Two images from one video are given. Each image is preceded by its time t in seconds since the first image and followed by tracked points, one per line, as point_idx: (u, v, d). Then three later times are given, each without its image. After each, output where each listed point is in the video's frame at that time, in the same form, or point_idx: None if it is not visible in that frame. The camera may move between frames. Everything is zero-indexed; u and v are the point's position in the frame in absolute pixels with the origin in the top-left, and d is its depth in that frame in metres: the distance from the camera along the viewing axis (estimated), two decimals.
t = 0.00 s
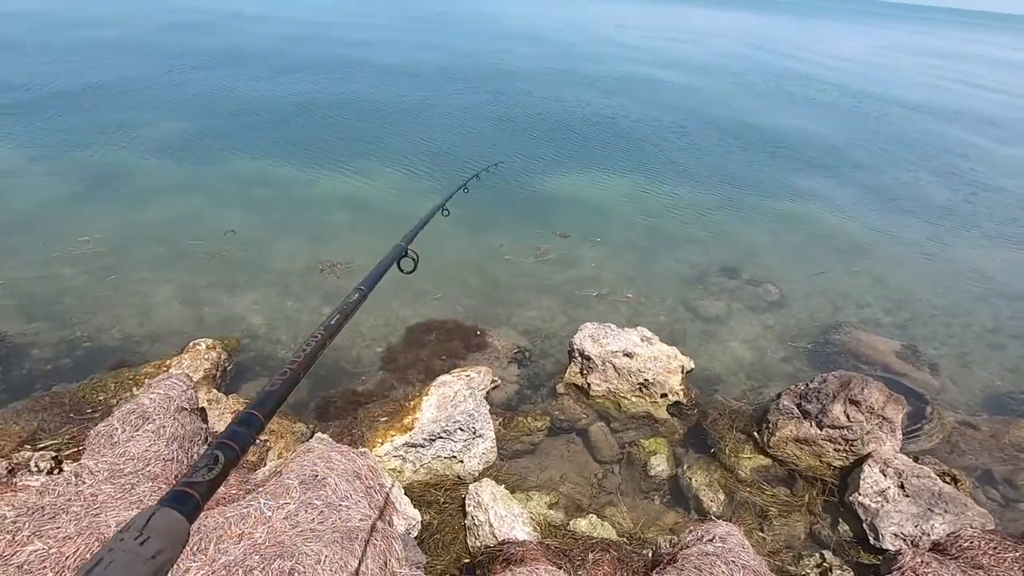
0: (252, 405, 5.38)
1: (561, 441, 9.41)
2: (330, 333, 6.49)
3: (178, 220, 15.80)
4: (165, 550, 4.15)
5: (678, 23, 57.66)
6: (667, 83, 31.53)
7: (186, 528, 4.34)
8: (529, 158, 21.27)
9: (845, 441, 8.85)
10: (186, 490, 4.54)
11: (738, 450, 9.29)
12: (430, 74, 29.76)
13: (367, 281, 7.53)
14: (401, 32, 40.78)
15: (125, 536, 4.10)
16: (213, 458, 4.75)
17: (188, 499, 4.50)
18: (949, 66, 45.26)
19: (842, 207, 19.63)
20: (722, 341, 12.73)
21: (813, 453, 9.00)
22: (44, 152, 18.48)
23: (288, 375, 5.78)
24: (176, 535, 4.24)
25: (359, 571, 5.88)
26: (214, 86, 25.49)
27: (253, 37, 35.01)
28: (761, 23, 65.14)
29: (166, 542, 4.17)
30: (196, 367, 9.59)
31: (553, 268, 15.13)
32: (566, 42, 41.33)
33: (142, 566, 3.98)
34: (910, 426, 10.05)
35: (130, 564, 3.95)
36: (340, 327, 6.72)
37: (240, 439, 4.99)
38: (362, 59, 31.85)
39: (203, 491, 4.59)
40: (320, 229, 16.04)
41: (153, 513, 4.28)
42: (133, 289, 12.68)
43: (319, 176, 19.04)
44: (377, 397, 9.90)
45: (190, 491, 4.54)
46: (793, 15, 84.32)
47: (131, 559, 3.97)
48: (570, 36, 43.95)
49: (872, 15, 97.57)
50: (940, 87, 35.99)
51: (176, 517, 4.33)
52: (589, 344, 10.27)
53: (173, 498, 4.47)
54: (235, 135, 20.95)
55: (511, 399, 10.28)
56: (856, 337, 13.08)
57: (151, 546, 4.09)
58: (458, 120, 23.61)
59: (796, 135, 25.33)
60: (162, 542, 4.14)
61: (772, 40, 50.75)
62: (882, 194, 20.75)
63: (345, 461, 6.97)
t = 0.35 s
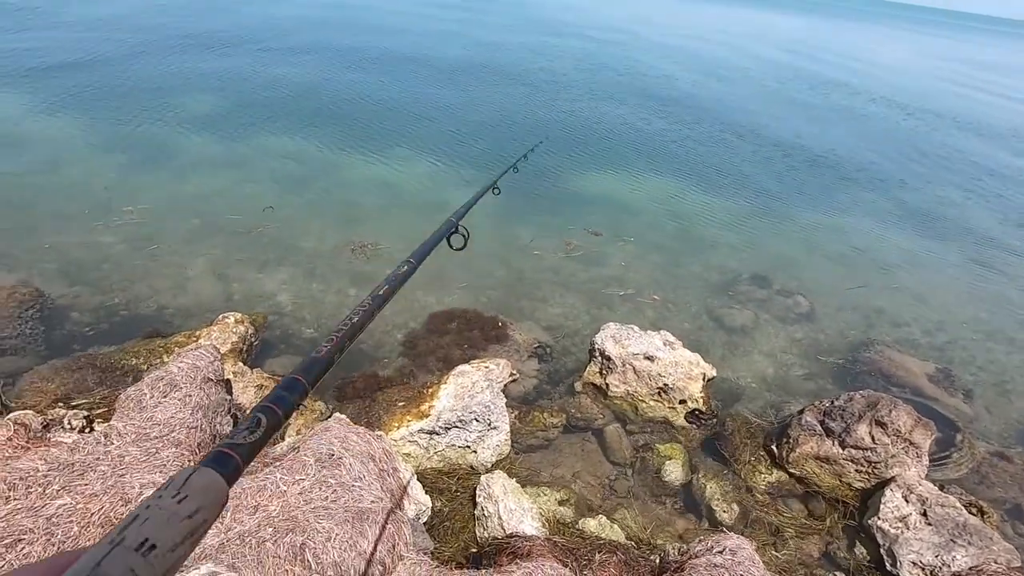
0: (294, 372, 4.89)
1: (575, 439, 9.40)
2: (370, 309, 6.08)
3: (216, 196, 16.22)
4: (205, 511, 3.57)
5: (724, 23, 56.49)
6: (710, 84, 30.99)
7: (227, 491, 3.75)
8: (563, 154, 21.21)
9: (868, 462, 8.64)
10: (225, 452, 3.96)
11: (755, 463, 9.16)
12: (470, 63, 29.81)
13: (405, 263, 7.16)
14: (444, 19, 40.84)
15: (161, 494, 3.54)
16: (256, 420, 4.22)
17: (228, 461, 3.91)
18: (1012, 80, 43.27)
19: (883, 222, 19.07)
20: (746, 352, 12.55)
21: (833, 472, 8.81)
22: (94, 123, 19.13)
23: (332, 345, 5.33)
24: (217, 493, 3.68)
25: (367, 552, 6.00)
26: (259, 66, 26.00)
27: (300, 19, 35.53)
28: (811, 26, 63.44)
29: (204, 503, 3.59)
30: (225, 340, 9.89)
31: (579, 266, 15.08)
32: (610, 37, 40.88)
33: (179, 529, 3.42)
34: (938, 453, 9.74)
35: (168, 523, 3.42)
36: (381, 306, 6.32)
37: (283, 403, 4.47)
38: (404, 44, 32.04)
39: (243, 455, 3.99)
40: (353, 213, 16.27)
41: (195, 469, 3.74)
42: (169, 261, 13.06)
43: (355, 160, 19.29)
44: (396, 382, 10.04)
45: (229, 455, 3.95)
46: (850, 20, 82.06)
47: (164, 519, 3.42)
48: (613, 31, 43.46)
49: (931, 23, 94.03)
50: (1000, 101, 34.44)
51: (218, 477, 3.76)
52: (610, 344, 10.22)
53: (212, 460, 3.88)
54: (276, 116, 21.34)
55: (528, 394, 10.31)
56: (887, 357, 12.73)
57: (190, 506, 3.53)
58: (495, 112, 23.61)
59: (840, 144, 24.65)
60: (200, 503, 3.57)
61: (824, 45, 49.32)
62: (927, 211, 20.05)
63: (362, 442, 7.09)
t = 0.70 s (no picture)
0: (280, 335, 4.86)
1: (578, 436, 9.39)
2: (355, 278, 6.08)
3: (235, 177, 16.37)
4: (187, 470, 3.40)
5: (753, 23, 55.71)
6: (734, 85, 30.66)
7: (212, 451, 3.62)
8: (581, 150, 21.11)
9: (873, 476, 8.55)
10: (210, 410, 3.84)
11: (757, 470, 9.11)
12: (493, 56, 29.73)
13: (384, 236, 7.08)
14: (471, 9, 40.80)
15: (141, 450, 3.35)
16: (239, 381, 4.14)
17: (212, 421, 3.78)
18: None
19: (904, 233, 18.76)
20: (755, 359, 12.44)
21: (837, 484, 8.72)
22: (120, 101, 19.41)
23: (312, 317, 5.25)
24: (200, 453, 3.52)
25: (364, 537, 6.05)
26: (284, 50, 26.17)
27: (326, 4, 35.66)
28: (843, 31, 62.43)
29: (185, 462, 3.41)
30: (236, 319, 10.06)
31: (591, 264, 15.04)
32: (635, 34, 40.56)
33: (160, 486, 3.25)
34: (946, 471, 9.60)
35: (149, 480, 3.23)
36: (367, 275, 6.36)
37: (267, 366, 4.40)
38: (429, 34, 32.06)
39: (228, 415, 3.88)
40: (368, 199, 16.35)
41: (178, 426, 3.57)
42: (186, 239, 13.24)
43: (373, 147, 19.37)
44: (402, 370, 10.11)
45: (214, 413, 3.83)
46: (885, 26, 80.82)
47: (144, 476, 3.23)
48: (639, 28, 43.08)
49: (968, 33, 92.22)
50: None
51: (202, 436, 3.62)
52: (618, 343, 10.19)
53: (195, 418, 3.74)
54: (297, 100, 21.48)
55: (534, 389, 10.34)
56: (899, 371, 12.55)
57: (172, 464, 3.35)
58: (516, 104, 23.56)
59: (864, 153, 24.26)
60: (181, 461, 3.39)
61: (853, 51, 48.51)
62: (950, 225, 19.68)
63: (365, 428, 7.14)
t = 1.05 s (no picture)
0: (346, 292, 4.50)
1: (584, 431, 9.43)
2: (428, 228, 5.74)
3: (249, 163, 16.47)
4: (256, 431, 2.93)
5: (771, 21, 55.20)
6: (750, 83, 30.39)
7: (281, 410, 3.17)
8: (594, 145, 21.05)
9: (880, 480, 8.53)
10: (279, 362, 3.44)
11: (763, 470, 9.11)
12: (508, 48, 29.64)
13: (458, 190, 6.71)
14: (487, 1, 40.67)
15: (207, 404, 2.86)
16: (310, 335, 3.78)
17: (283, 375, 3.35)
18: None
19: (919, 237, 18.60)
20: (764, 358, 12.40)
21: (843, 486, 8.71)
22: (138, 85, 19.56)
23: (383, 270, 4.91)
24: (268, 413, 3.06)
25: (371, 522, 6.15)
26: (300, 38, 26.21)
27: None
28: (862, 31, 61.73)
29: (253, 421, 2.95)
30: (248, 305, 10.26)
31: (602, 260, 15.03)
32: (651, 29, 40.27)
33: (227, 446, 2.76)
34: (954, 477, 9.55)
35: (218, 438, 2.74)
36: (442, 226, 6.06)
37: (337, 319, 4.12)
38: (444, 25, 32.00)
39: (300, 370, 3.47)
40: (381, 189, 16.40)
41: (248, 382, 3.11)
42: (200, 224, 13.35)
43: (387, 137, 19.41)
44: (411, 360, 10.19)
45: (285, 365, 3.43)
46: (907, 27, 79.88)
47: (212, 432, 2.73)
48: (656, 23, 42.79)
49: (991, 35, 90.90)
50: None
51: (272, 395, 3.17)
52: (626, 340, 10.19)
53: (264, 370, 3.32)
54: (313, 89, 21.56)
55: (541, 382, 10.39)
56: (909, 376, 12.49)
57: (240, 423, 2.88)
58: (530, 98, 23.51)
59: (880, 155, 24.01)
60: (251, 419, 2.92)
61: (872, 51, 47.91)
62: (966, 230, 19.47)
63: (374, 416, 7.22)
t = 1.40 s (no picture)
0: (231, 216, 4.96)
1: (583, 436, 9.43)
2: (328, 156, 6.23)
3: (256, 161, 16.54)
4: (124, 338, 3.32)
5: (781, 28, 55.16)
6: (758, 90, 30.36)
7: (152, 321, 3.58)
8: (601, 149, 21.06)
9: (880, 491, 8.48)
10: (154, 283, 3.91)
11: (762, 479, 9.08)
12: (516, 50, 29.67)
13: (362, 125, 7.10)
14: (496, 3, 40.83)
15: (69, 316, 3.22)
16: (186, 255, 4.30)
17: (157, 294, 3.86)
18: None
19: (925, 247, 18.52)
20: (766, 366, 12.37)
21: (842, 497, 8.67)
22: (148, 81, 19.70)
23: (272, 196, 5.40)
24: (138, 322, 3.44)
25: (368, 523, 6.16)
26: (309, 37, 26.30)
27: None
28: (873, 39, 61.57)
29: (121, 330, 3.33)
30: (253, 302, 10.28)
31: (605, 263, 15.02)
32: (660, 34, 40.27)
33: (89, 352, 3.12)
34: (956, 489, 9.49)
35: (78, 344, 3.10)
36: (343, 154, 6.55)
37: (219, 243, 4.58)
38: (453, 26, 32.08)
39: (172, 289, 3.98)
40: (386, 189, 16.43)
41: (117, 296, 3.51)
42: (206, 220, 13.43)
43: (393, 136, 19.46)
44: (413, 361, 10.21)
45: (159, 286, 3.92)
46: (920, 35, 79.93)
47: (75, 337, 3.12)
48: (665, 28, 42.80)
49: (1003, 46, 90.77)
50: None
51: (143, 306, 3.58)
52: (628, 345, 10.18)
53: (138, 290, 3.79)
54: (321, 87, 21.64)
55: (542, 386, 10.40)
56: (912, 387, 12.43)
57: (104, 331, 3.25)
58: (537, 100, 23.53)
59: (888, 164, 23.92)
60: (114, 328, 3.30)
61: (882, 60, 47.80)
62: (974, 241, 19.37)
63: (374, 416, 7.25)
